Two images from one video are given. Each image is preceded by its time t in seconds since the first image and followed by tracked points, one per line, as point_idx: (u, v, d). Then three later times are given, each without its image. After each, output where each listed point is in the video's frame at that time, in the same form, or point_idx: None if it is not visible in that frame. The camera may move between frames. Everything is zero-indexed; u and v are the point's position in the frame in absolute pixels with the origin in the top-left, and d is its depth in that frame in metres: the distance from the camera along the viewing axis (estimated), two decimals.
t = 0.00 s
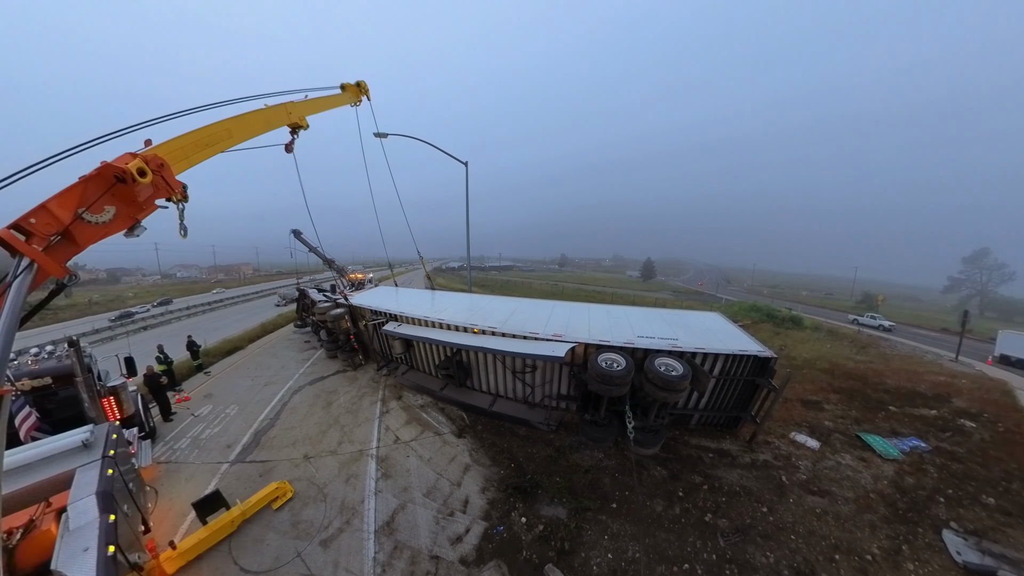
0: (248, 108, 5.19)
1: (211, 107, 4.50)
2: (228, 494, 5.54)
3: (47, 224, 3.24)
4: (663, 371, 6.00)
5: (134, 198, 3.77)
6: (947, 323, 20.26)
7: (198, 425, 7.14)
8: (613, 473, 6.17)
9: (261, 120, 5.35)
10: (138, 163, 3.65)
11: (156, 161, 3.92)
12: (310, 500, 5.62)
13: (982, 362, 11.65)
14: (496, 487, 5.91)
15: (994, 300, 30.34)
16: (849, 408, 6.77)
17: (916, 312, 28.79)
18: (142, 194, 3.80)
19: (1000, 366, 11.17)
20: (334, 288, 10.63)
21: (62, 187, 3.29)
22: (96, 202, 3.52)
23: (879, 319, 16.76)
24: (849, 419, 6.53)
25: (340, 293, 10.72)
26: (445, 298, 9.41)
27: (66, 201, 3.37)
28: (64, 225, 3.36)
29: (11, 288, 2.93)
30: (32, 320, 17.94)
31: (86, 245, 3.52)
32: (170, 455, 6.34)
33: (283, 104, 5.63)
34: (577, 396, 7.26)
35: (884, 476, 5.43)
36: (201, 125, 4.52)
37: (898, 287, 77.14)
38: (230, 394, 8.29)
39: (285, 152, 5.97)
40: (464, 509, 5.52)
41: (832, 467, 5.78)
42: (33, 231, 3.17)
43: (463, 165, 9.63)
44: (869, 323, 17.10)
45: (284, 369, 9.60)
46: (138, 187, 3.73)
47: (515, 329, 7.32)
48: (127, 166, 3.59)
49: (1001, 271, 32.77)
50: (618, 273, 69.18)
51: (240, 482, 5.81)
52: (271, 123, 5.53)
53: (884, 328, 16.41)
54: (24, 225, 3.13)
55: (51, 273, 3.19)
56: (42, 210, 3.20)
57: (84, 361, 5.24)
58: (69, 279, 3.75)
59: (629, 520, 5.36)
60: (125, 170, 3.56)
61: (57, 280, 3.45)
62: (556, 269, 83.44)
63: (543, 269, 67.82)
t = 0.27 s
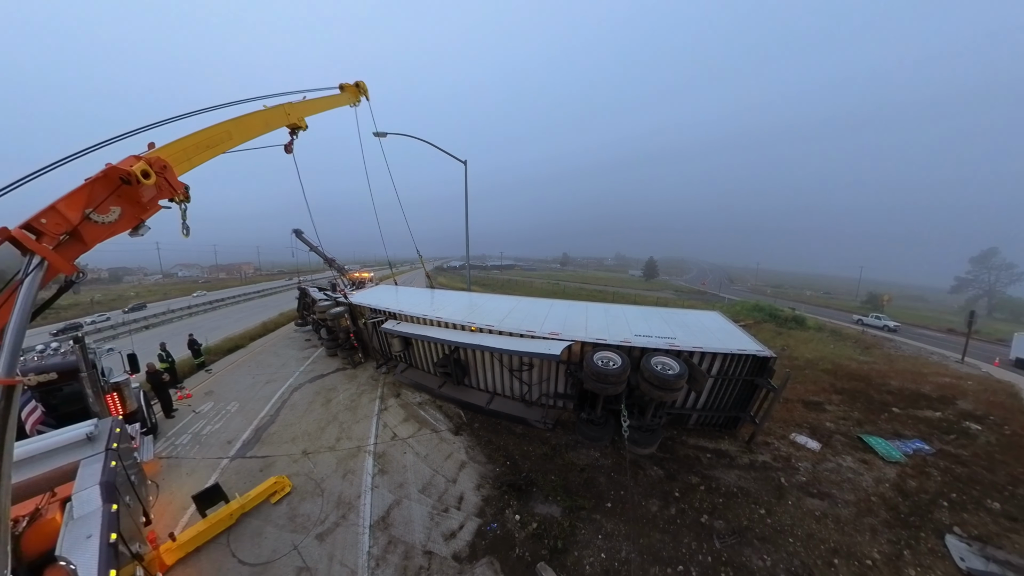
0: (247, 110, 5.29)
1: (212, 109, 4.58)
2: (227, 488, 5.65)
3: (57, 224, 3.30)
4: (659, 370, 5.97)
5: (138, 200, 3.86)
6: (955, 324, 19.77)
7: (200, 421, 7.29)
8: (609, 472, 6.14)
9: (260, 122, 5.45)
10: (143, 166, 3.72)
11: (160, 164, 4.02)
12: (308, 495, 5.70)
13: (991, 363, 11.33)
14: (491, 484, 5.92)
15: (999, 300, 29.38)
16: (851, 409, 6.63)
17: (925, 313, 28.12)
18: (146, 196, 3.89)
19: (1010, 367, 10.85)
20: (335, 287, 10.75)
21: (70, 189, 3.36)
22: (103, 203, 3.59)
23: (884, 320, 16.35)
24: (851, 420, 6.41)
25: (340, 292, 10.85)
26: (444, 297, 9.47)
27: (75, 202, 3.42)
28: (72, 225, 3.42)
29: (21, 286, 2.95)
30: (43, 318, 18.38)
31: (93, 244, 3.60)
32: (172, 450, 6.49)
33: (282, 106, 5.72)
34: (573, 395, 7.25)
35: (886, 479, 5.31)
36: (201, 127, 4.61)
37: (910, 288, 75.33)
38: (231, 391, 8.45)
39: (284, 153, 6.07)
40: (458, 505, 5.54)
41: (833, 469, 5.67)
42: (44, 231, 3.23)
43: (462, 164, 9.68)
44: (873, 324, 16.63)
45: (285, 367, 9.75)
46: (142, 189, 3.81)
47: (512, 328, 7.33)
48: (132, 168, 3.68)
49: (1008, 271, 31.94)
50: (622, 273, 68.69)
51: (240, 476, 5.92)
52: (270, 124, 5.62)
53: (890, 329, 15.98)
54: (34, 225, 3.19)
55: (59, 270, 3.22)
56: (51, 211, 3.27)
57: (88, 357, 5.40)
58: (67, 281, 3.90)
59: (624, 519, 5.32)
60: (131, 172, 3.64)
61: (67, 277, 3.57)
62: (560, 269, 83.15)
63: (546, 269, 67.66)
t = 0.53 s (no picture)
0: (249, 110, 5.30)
1: (214, 110, 4.60)
2: (229, 485, 5.71)
3: (65, 224, 3.34)
4: (660, 369, 5.95)
5: (143, 200, 3.90)
6: (961, 325, 19.53)
7: (202, 419, 7.37)
8: (609, 472, 6.13)
9: (262, 121, 5.47)
10: (146, 167, 3.77)
11: (164, 165, 4.06)
12: (309, 492, 5.75)
13: (1000, 364, 11.14)
14: (491, 483, 5.93)
15: (1006, 300, 28.84)
16: (855, 410, 6.56)
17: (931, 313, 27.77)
18: (151, 197, 3.92)
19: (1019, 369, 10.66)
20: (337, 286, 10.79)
21: (77, 190, 3.39)
22: (108, 203, 3.62)
23: (888, 320, 16.11)
24: (854, 421, 6.34)
25: (342, 291, 10.90)
26: (445, 295, 9.48)
27: (82, 202, 3.45)
28: (79, 225, 3.45)
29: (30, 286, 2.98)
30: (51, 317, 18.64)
31: (99, 244, 3.62)
32: (175, 448, 6.56)
33: (283, 106, 5.74)
34: (574, 394, 7.24)
35: (890, 481, 5.25)
36: (204, 128, 4.63)
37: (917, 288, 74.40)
38: (234, 389, 8.52)
39: (286, 153, 6.09)
40: (458, 503, 5.56)
41: (835, 471, 5.62)
42: (51, 231, 3.26)
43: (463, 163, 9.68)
44: (879, 324, 16.45)
45: (287, 365, 9.82)
46: (147, 189, 3.85)
47: (513, 327, 7.33)
48: (137, 169, 3.71)
49: (1013, 270, 31.43)
50: (624, 272, 68.41)
51: (242, 474, 5.98)
52: (271, 124, 5.64)
53: (894, 329, 15.73)
54: (42, 225, 3.22)
55: (70, 270, 3.24)
56: (58, 211, 3.30)
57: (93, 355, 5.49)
58: (76, 280, 3.94)
59: (624, 519, 5.30)
60: (135, 173, 3.67)
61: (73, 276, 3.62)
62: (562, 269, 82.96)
63: (548, 269, 67.53)
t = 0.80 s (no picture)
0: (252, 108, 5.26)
1: (218, 108, 4.56)
2: (232, 485, 5.70)
3: (69, 224, 3.30)
4: (664, 369, 5.93)
5: (147, 199, 3.86)
6: (968, 325, 19.41)
7: (204, 419, 7.36)
8: (612, 472, 6.11)
9: (265, 120, 5.42)
10: (150, 166, 3.73)
11: (167, 164, 4.03)
12: (312, 492, 5.73)
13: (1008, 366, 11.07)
14: (494, 483, 5.91)
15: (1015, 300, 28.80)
16: (860, 411, 6.52)
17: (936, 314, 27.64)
18: (155, 196, 3.89)
19: None
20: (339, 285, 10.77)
21: (80, 189, 3.36)
22: (112, 202, 3.60)
23: (895, 321, 16.01)
24: (860, 423, 6.31)
25: (344, 290, 10.88)
26: (448, 295, 9.46)
27: (85, 201, 3.42)
28: (83, 224, 3.42)
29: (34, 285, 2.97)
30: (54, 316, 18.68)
31: (104, 243, 3.59)
32: (177, 447, 6.55)
33: (286, 104, 5.70)
34: (577, 393, 7.22)
35: (896, 483, 5.23)
36: (208, 126, 4.59)
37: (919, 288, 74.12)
38: (236, 389, 8.52)
39: (289, 152, 6.06)
40: (461, 503, 5.54)
41: (840, 472, 5.59)
42: (55, 230, 3.23)
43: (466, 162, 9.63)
44: (885, 325, 16.40)
45: (289, 365, 9.80)
46: (151, 189, 3.81)
47: (516, 326, 7.31)
48: (140, 168, 3.68)
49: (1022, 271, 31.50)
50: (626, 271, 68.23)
51: (244, 473, 5.97)
52: (274, 123, 5.60)
53: (901, 330, 15.66)
54: (46, 224, 3.19)
55: (72, 269, 3.22)
56: (62, 210, 3.27)
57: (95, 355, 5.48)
58: (79, 280, 3.93)
59: (628, 520, 5.29)
60: (139, 172, 3.65)
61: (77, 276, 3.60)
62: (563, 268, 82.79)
63: (549, 268, 67.33)
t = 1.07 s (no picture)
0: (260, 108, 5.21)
1: (226, 107, 4.50)
2: (239, 486, 5.70)
3: (76, 225, 3.26)
4: (670, 370, 5.95)
5: (155, 200, 3.82)
6: (971, 326, 19.42)
7: (209, 419, 7.34)
8: (619, 472, 6.14)
9: (272, 120, 5.37)
10: (158, 167, 3.69)
11: (177, 164, 3.99)
12: (319, 493, 5.74)
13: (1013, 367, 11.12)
14: (502, 483, 5.93)
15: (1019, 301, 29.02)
16: (865, 413, 6.57)
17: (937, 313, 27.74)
18: (163, 197, 3.84)
19: None
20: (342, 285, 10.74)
21: (88, 190, 3.32)
22: (120, 203, 3.55)
23: (900, 322, 15.99)
24: (865, 424, 6.35)
25: (347, 289, 10.84)
26: (452, 295, 9.44)
27: (93, 202, 3.39)
28: (92, 226, 3.38)
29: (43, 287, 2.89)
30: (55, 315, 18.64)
31: (112, 245, 3.56)
32: (182, 448, 6.53)
33: (292, 104, 5.64)
34: (583, 394, 7.23)
35: (901, 484, 5.27)
36: (215, 126, 4.53)
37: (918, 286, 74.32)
38: (240, 389, 8.50)
39: (296, 151, 6.01)
40: (470, 504, 5.56)
41: (846, 473, 5.64)
42: (63, 232, 3.19)
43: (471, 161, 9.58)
44: (889, 325, 16.48)
45: (293, 364, 9.78)
46: (159, 189, 3.76)
47: (523, 327, 7.31)
48: (149, 169, 3.64)
49: None
50: (626, 270, 68.17)
51: (251, 475, 5.97)
52: (281, 122, 5.54)
53: (905, 331, 15.68)
54: (53, 226, 3.15)
55: (81, 272, 3.18)
56: (70, 211, 3.23)
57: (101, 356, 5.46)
58: (87, 282, 3.86)
59: (635, 520, 5.32)
60: (148, 172, 3.60)
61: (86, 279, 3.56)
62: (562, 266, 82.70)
63: (550, 266, 67.19)
